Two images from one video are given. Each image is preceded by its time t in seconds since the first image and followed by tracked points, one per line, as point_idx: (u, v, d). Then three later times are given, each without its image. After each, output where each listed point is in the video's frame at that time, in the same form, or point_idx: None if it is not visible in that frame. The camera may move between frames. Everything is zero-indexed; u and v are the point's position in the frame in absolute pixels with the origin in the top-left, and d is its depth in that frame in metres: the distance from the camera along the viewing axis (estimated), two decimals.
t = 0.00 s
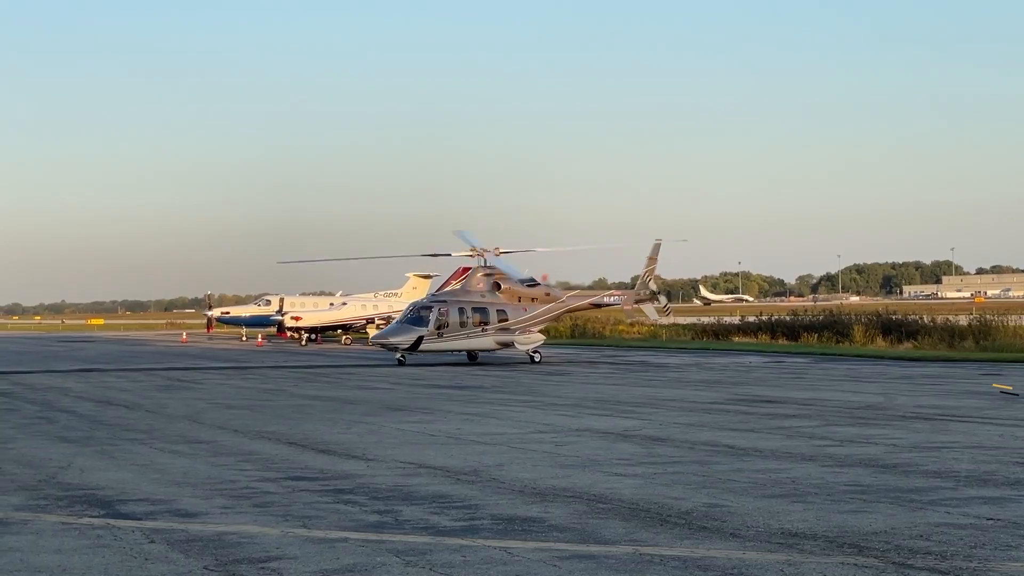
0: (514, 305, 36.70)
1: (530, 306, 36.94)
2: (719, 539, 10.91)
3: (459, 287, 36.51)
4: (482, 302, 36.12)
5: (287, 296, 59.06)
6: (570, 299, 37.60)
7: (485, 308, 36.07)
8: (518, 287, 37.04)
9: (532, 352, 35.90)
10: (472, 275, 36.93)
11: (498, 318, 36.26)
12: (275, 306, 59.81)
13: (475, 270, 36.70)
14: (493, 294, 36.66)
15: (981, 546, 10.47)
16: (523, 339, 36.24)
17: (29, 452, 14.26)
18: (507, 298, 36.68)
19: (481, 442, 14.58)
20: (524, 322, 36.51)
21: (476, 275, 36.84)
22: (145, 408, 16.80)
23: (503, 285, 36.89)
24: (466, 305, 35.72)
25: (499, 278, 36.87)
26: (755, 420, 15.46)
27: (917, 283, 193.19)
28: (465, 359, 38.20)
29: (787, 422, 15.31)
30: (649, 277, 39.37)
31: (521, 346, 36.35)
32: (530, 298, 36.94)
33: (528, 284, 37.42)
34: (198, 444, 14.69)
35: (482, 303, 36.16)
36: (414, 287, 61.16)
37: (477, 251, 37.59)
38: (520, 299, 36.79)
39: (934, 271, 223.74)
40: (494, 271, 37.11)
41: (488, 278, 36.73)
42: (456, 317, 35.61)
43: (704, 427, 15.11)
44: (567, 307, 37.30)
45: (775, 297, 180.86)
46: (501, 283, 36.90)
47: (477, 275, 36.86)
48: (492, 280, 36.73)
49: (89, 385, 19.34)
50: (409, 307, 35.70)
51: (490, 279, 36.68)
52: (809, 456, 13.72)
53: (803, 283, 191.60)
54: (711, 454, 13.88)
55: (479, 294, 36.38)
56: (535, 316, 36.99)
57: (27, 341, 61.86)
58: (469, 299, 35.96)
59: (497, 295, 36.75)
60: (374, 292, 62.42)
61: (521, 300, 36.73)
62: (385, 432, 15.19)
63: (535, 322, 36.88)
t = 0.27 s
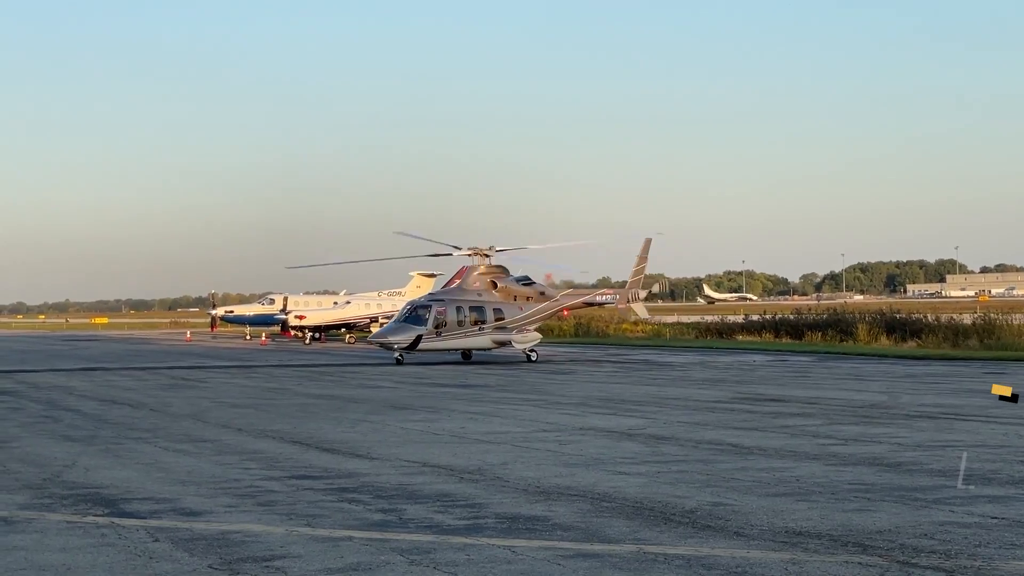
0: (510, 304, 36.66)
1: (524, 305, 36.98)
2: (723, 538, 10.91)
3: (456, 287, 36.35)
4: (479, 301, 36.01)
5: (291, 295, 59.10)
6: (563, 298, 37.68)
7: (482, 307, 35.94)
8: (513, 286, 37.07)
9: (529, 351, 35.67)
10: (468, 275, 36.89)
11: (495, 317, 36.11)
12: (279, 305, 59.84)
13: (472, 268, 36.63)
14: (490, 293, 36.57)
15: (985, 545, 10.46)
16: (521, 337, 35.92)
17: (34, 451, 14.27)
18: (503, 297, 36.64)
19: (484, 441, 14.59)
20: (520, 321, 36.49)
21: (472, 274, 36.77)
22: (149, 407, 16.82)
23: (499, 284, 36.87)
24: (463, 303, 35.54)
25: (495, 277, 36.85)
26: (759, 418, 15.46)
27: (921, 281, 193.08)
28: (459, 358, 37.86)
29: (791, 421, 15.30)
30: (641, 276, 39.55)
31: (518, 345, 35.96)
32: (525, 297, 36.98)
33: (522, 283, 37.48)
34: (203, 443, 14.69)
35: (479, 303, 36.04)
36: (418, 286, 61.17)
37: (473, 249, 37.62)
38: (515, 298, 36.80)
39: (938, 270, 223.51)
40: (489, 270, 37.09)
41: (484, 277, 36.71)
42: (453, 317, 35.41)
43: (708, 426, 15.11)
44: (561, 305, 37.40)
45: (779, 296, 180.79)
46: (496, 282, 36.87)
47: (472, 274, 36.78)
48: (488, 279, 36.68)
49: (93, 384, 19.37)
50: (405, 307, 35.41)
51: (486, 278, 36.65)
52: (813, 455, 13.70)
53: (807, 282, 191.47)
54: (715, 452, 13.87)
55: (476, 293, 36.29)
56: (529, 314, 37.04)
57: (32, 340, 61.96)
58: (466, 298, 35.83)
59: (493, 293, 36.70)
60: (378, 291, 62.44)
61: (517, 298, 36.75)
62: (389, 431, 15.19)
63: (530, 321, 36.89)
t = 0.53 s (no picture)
0: (506, 303, 36.48)
1: (520, 303, 36.84)
2: (727, 536, 10.90)
3: (452, 285, 36.09)
4: (476, 299, 35.78)
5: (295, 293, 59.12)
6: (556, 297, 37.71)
7: (479, 305, 35.70)
8: (509, 284, 37.01)
9: (525, 350, 35.50)
10: (463, 274, 36.61)
11: (491, 315, 35.91)
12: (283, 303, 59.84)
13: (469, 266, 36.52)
14: (487, 291, 36.44)
15: (990, 543, 10.45)
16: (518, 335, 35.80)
17: (38, 449, 14.28)
18: (500, 295, 36.54)
19: (488, 439, 14.59)
20: (516, 320, 36.26)
21: (469, 272, 36.67)
22: (153, 405, 16.83)
23: (496, 282, 36.82)
24: (461, 302, 35.27)
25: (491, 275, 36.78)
26: (763, 416, 15.46)
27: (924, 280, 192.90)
28: (455, 355, 37.63)
29: (795, 419, 15.30)
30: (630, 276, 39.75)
31: (514, 343, 35.91)
32: (521, 296, 36.90)
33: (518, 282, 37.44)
34: (207, 441, 14.71)
35: (477, 301, 35.81)
36: (422, 285, 61.17)
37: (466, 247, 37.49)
38: (511, 297, 36.72)
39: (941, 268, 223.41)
40: (485, 269, 37.04)
41: (481, 275, 36.65)
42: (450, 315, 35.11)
43: (712, 424, 15.11)
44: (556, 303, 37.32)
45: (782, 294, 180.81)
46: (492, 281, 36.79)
47: (469, 271, 36.67)
48: (485, 277, 36.61)
49: (98, 382, 19.39)
50: (401, 305, 35.04)
51: (483, 276, 36.59)
52: (818, 452, 13.69)
53: (811, 280, 191.34)
54: (719, 450, 13.87)
55: (472, 292, 36.13)
56: (525, 313, 36.84)
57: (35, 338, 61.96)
58: (463, 297, 35.58)
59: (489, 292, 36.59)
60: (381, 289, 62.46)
61: (513, 297, 36.66)
62: (393, 429, 15.20)
63: (526, 320, 36.67)
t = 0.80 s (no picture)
0: (502, 301, 36.20)
1: (516, 301, 36.60)
2: (731, 533, 10.89)
3: (448, 284, 35.82)
4: (473, 297, 35.48)
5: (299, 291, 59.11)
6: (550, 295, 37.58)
7: (476, 303, 35.38)
8: (504, 282, 36.92)
9: (522, 348, 35.32)
10: (458, 272, 36.76)
11: (488, 314, 35.58)
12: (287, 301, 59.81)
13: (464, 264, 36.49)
14: (482, 289, 36.37)
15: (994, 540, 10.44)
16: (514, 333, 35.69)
17: (43, 446, 14.30)
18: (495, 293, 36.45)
19: (492, 436, 14.59)
20: (513, 318, 35.92)
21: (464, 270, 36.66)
22: (157, 403, 16.83)
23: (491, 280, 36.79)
24: (458, 299, 34.93)
25: (486, 274, 36.67)
26: (767, 414, 15.45)
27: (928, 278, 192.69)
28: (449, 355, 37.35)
29: (799, 416, 15.29)
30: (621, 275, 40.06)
31: (511, 341, 35.72)
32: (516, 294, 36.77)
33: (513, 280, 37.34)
34: (211, 439, 14.71)
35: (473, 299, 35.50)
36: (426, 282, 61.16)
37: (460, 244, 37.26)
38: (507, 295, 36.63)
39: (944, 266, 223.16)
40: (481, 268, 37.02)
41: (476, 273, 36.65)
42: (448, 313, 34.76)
43: (716, 422, 15.10)
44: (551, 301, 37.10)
45: (786, 292, 180.63)
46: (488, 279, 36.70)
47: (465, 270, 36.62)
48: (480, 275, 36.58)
49: (102, 380, 19.41)
50: (398, 304, 34.60)
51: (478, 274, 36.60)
52: (822, 449, 13.67)
53: (814, 278, 191.19)
54: (723, 447, 13.86)
55: (469, 290, 35.95)
56: (521, 311, 36.53)
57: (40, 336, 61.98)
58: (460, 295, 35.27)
59: (485, 290, 36.57)
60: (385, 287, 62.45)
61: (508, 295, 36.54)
62: (397, 427, 15.20)
63: (522, 317, 36.30)
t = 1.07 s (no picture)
0: (499, 298, 35.93)
1: (513, 299, 36.27)
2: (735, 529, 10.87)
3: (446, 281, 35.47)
4: (471, 295, 35.23)
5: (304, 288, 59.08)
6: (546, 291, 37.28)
7: (474, 301, 35.17)
8: (501, 279, 36.45)
9: (519, 345, 35.23)
10: (455, 269, 36.17)
11: (485, 311, 35.37)
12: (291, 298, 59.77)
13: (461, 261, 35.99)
14: (479, 287, 35.92)
15: (999, 537, 10.42)
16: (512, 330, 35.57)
17: (47, 444, 14.31)
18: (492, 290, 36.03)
19: (496, 433, 14.59)
20: (510, 315, 35.74)
21: (461, 267, 36.13)
22: (162, 400, 16.85)
23: (488, 278, 36.28)
24: (457, 297, 34.71)
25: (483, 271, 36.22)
26: (772, 411, 15.44)
27: (934, 275, 192.41)
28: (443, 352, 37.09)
29: (803, 413, 15.29)
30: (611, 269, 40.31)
31: (508, 339, 35.59)
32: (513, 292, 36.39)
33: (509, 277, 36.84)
34: (215, 436, 14.72)
35: (471, 296, 35.25)
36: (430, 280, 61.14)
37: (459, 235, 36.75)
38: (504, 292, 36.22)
39: (948, 263, 222.84)
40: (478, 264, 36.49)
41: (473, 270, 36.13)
42: (446, 311, 34.57)
43: (720, 419, 15.10)
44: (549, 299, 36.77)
45: (790, 289, 180.49)
46: (485, 277, 36.22)
47: (462, 267, 36.10)
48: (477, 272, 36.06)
49: (106, 377, 19.42)
50: (395, 302, 34.43)
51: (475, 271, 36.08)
52: (826, 445, 13.66)
53: (819, 275, 191.03)
54: (728, 444, 13.84)
55: (466, 287, 35.57)
56: (518, 308, 36.30)
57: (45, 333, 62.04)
58: (458, 292, 35.01)
59: (482, 287, 36.07)
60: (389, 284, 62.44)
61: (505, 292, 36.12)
62: (401, 424, 15.20)
63: (519, 315, 36.10)
